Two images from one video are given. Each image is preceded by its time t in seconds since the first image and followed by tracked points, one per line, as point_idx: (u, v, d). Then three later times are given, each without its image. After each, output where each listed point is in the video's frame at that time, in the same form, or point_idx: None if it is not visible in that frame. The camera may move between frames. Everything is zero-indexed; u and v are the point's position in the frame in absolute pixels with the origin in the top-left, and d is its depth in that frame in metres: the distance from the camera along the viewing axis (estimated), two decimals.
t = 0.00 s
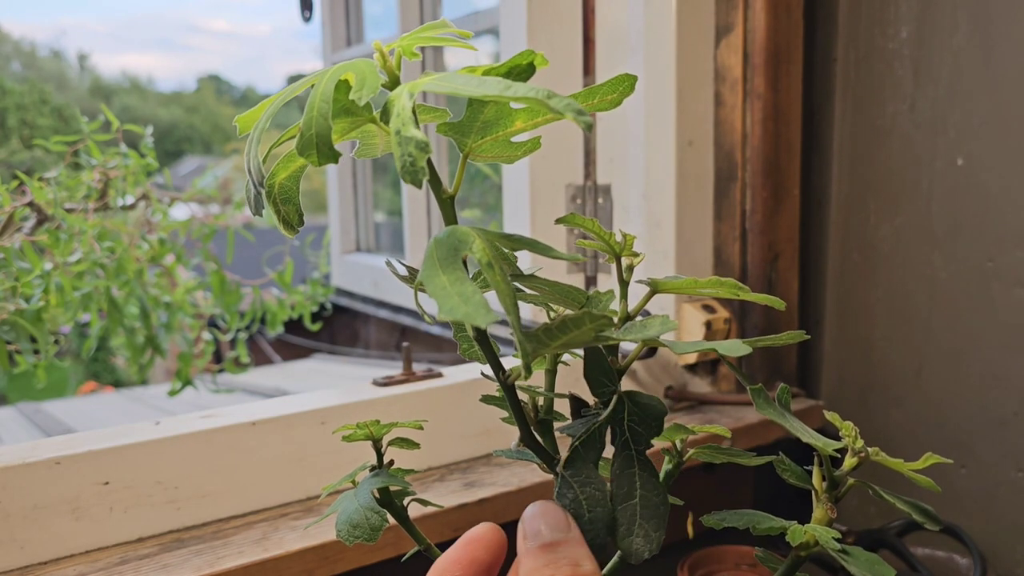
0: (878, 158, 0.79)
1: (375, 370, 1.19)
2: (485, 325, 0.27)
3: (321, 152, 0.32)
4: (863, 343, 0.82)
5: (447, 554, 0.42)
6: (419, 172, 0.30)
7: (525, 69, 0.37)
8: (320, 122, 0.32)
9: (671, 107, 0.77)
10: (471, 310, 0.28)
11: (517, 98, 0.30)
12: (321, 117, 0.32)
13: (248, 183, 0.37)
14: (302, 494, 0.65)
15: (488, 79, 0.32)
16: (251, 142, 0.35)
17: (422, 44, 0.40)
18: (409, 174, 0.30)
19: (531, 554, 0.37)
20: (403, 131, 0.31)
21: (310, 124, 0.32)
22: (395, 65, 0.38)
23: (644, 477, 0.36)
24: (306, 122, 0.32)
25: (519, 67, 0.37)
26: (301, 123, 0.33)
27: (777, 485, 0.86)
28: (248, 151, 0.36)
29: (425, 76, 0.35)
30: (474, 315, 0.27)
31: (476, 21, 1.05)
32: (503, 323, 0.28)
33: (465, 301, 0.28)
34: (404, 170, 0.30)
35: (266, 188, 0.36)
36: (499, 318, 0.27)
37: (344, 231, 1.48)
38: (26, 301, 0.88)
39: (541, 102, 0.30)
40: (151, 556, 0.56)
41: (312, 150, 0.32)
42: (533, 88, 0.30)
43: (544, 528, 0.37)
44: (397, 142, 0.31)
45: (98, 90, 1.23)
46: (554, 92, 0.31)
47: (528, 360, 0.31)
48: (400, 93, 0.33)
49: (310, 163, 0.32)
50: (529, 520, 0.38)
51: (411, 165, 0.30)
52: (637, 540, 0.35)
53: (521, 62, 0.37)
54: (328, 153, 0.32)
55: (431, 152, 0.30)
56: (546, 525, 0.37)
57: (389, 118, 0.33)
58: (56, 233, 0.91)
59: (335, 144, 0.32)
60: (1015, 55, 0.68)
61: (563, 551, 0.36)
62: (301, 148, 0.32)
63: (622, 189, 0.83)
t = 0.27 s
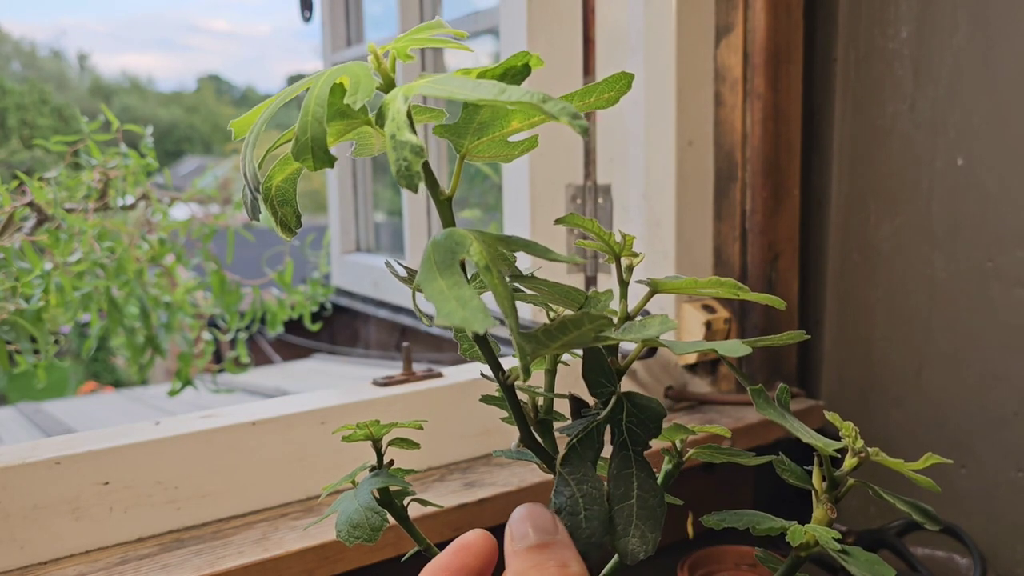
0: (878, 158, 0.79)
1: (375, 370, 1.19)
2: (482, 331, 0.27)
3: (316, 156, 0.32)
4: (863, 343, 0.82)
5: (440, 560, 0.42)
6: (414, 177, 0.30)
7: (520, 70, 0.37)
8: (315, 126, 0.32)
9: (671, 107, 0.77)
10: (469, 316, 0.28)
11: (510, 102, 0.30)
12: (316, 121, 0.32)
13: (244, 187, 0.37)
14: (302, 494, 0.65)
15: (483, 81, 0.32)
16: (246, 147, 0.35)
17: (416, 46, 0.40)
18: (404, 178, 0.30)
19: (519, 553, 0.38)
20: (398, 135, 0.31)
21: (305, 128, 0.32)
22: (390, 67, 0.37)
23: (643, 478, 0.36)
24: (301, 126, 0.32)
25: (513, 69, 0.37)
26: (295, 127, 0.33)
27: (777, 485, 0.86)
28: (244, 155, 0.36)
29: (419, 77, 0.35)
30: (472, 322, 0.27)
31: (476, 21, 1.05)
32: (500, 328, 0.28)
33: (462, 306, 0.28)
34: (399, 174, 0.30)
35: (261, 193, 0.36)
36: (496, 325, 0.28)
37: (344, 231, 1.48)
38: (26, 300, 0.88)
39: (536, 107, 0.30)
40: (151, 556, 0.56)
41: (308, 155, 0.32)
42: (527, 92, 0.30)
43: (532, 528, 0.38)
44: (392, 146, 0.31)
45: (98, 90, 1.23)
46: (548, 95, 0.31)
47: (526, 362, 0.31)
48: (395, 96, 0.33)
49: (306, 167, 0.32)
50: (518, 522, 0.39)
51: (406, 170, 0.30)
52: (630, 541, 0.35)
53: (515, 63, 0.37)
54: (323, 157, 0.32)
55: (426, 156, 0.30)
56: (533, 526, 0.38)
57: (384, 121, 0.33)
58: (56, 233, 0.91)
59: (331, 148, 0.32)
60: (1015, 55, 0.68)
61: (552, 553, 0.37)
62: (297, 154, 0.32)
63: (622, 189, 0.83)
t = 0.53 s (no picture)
0: (878, 158, 0.79)
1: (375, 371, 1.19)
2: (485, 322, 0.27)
3: (321, 152, 0.32)
4: (863, 343, 0.82)
5: (442, 544, 0.42)
6: (418, 171, 0.30)
7: (524, 69, 0.37)
8: (320, 122, 0.32)
9: (671, 107, 0.77)
10: (472, 308, 0.28)
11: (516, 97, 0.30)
12: (321, 117, 0.32)
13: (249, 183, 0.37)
14: (302, 494, 0.65)
15: (488, 78, 0.32)
16: (251, 143, 0.35)
17: (421, 45, 0.40)
18: (408, 172, 0.30)
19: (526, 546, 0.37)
20: (403, 130, 0.31)
21: (310, 124, 0.32)
22: (395, 65, 0.38)
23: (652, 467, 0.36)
24: (306, 122, 0.32)
25: (518, 67, 0.37)
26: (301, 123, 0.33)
27: (777, 484, 0.86)
28: (249, 152, 0.36)
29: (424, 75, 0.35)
30: (475, 313, 0.27)
31: (476, 21, 1.05)
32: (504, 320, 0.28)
33: (466, 299, 0.28)
34: (403, 168, 0.30)
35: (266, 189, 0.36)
36: (500, 315, 0.27)
37: (344, 231, 1.48)
38: (26, 300, 0.88)
39: (541, 101, 0.30)
40: (151, 556, 0.56)
41: (313, 150, 0.32)
42: (532, 87, 0.30)
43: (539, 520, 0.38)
44: (397, 141, 0.31)
45: (99, 90, 1.23)
46: (553, 90, 0.31)
47: (529, 358, 0.31)
48: (400, 92, 0.33)
49: (311, 162, 0.32)
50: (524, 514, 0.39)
51: (410, 164, 0.30)
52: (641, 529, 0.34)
53: (520, 61, 0.37)
54: (328, 153, 0.32)
55: (431, 151, 0.30)
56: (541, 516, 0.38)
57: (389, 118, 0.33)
58: (56, 233, 0.91)
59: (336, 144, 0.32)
60: (1015, 55, 0.68)
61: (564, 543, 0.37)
62: (302, 149, 0.32)
63: (622, 189, 0.83)
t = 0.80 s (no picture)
0: (878, 158, 0.79)
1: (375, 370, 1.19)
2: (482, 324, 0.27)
3: (318, 152, 0.32)
4: (863, 343, 0.82)
5: (442, 549, 0.41)
6: (416, 172, 0.30)
7: (522, 69, 0.37)
8: (317, 122, 0.32)
9: (670, 107, 0.77)
10: (469, 309, 0.28)
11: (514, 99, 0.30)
12: (318, 118, 0.32)
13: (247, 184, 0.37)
14: (302, 494, 0.65)
15: (486, 78, 0.32)
16: (250, 142, 0.35)
17: (420, 45, 0.40)
18: (405, 174, 0.30)
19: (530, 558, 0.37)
20: (401, 131, 0.31)
21: (307, 125, 0.32)
22: (393, 66, 0.37)
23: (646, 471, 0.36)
24: (303, 122, 0.32)
25: (515, 67, 0.37)
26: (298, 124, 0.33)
27: (777, 484, 0.86)
28: (247, 152, 0.36)
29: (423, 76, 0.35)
30: (471, 315, 0.27)
31: (476, 21, 1.05)
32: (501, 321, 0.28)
33: (462, 300, 0.28)
34: (400, 170, 0.30)
35: (264, 190, 0.36)
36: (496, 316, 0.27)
37: (344, 231, 1.48)
38: (26, 300, 0.88)
39: (539, 102, 0.30)
40: (151, 556, 0.56)
41: (310, 150, 0.32)
42: (530, 88, 0.30)
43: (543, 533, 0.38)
44: (394, 142, 0.31)
45: (98, 90, 1.23)
46: (551, 91, 0.31)
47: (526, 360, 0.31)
48: (398, 93, 0.33)
49: (308, 162, 0.32)
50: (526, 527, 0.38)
51: (408, 165, 0.30)
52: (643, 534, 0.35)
53: (517, 62, 0.37)
54: (325, 153, 0.32)
55: (428, 152, 0.30)
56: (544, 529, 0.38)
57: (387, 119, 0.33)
58: (56, 233, 0.91)
59: (333, 145, 0.32)
60: (1015, 55, 0.68)
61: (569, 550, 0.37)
62: (299, 149, 0.32)
63: (622, 189, 0.83)
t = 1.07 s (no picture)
0: (878, 158, 0.79)
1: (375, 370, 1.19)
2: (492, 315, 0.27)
3: (329, 148, 0.32)
4: (863, 343, 0.82)
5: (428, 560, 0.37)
6: (426, 165, 0.30)
7: (530, 67, 0.37)
8: (328, 117, 0.32)
9: (670, 106, 0.77)
10: (478, 300, 0.28)
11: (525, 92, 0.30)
12: (329, 112, 0.32)
13: (254, 180, 0.37)
14: (302, 494, 0.65)
15: (495, 74, 0.32)
16: (259, 138, 0.35)
17: (428, 43, 0.40)
18: (415, 167, 0.30)
19: None
20: (411, 125, 0.31)
21: (318, 119, 0.32)
22: (402, 63, 0.37)
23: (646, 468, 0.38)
24: (313, 117, 0.32)
25: (524, 65, 0.37)
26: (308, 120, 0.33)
27: (777, 484, 0.86)
28: (257, 147, 0.36)
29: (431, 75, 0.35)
30: (481, 306, 0.27)
31: (476, 21, 1.05)
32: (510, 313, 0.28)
33: (472, 292, 0.28)
34: (410, 163, 0.30)
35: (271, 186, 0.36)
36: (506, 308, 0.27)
37: (344, 231, 1.48)
38: (26, 300, 0.88)
39: (550, 94, 0.30)
40: (151, 556, 0.56)
41: (320, 146, 0.32)
42: (540, 81, 0.30)
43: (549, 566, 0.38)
44: (405, 136, 0.31)
45: (99, 90, 1.23)
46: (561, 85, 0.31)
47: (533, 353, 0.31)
48: (408, 89, 0.33)
49: (317, 157, 0.32)
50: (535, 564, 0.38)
51: (418, 159, 0.30)
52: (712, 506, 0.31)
53: (526, 59, 0.37)
54: (336, 147, 0.32)
55: (439, 145, 0.30)
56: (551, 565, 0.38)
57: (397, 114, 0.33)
58: (56, 233, 0.91)
59: (343, 140, 0.32)
60: (1015, 55, 0.68)
61: None
62: (309, 144, 0.32)
63: (622, 189, 0.83)
